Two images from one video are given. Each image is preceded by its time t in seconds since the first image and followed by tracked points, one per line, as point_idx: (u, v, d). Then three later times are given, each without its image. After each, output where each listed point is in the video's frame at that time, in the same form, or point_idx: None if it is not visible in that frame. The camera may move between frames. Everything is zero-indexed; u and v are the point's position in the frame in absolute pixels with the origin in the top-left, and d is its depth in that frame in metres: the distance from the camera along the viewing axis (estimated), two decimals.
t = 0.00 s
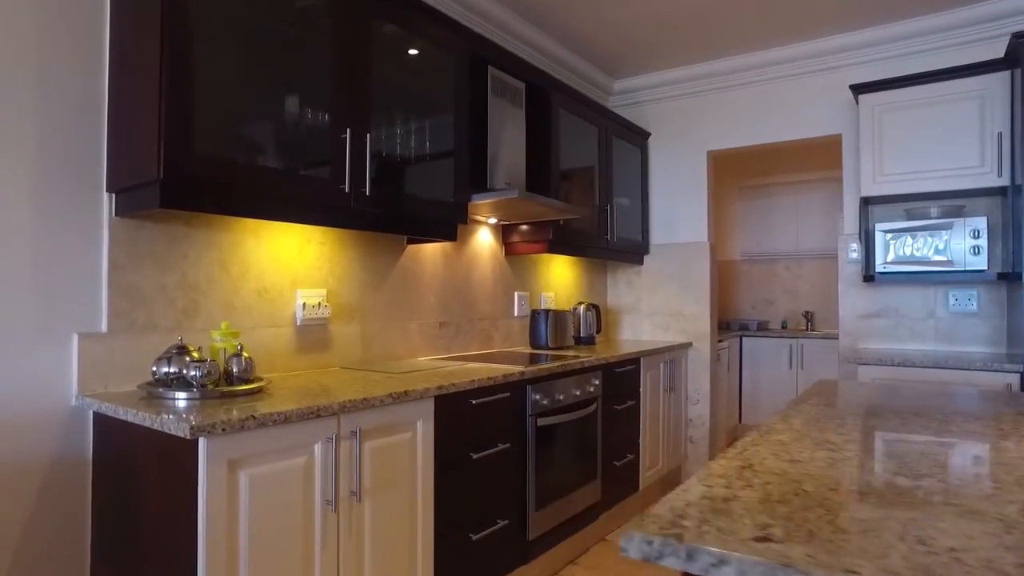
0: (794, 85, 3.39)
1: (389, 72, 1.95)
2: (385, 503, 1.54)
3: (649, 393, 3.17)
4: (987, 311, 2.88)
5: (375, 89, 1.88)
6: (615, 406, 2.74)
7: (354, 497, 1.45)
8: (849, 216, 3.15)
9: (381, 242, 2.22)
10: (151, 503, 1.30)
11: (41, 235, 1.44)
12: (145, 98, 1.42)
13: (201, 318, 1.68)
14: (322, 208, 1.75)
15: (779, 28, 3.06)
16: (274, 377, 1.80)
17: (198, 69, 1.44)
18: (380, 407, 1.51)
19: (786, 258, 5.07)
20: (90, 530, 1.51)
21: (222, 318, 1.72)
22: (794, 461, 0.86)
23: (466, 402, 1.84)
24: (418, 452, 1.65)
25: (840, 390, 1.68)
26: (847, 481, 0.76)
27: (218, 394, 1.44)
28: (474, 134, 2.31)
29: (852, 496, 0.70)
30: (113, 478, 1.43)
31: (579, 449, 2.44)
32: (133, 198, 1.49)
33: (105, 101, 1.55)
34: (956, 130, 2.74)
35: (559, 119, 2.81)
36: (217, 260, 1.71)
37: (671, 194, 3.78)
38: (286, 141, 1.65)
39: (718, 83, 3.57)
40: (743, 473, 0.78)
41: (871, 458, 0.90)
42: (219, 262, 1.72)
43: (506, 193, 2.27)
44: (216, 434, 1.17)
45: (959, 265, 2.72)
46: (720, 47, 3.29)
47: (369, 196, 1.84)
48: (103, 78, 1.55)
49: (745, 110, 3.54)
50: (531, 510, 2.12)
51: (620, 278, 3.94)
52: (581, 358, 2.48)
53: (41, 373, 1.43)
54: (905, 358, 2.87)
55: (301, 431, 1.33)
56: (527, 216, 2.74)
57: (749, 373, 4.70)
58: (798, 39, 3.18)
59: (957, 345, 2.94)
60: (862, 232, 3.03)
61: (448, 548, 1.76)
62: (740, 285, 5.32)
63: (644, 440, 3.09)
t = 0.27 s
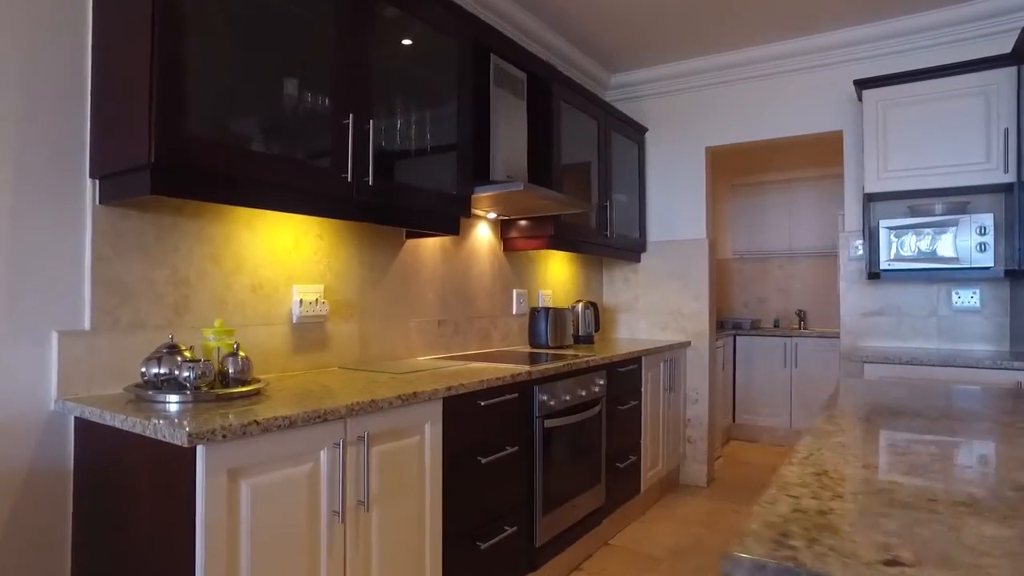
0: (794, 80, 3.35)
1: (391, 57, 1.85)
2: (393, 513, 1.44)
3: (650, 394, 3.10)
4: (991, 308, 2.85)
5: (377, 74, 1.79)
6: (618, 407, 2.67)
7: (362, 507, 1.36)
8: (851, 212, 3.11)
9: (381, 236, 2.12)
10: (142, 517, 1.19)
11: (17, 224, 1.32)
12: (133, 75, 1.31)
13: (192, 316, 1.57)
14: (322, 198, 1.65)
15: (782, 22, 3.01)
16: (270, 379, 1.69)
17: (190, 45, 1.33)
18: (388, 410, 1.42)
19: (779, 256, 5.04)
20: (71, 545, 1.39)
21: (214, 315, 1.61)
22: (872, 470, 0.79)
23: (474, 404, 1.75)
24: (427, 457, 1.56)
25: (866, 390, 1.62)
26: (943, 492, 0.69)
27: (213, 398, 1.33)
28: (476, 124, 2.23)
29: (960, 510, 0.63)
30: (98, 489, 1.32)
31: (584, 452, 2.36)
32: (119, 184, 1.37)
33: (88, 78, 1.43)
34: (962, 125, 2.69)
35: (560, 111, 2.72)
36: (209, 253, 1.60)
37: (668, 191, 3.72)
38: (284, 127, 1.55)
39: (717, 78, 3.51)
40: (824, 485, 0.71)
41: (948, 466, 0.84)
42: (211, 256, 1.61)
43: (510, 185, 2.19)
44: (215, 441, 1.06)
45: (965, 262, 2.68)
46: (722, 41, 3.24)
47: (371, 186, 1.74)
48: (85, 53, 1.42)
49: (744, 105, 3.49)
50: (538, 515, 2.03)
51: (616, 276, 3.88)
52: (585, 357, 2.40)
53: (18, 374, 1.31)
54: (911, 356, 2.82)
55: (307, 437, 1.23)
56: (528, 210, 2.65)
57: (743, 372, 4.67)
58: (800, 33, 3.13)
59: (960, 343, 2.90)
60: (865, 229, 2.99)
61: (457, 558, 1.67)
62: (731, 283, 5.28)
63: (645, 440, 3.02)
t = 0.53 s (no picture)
0: (785, 79, 3.32)
1: (388, 44, 1.75)
2: (395, 530, 1.34)
3: (642, 396, 3.05)
4: (979, 309, 2.82)
5: (374, 61, 1.69)
6: (613, 410, 2.60)
7: (365, 524, 1.26)
8: (842, 213, 3.09)
9: (372, 234, 2.01)
10: (122, 542, 1.07)
11: None
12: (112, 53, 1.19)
13: (175, 319, 1.45)
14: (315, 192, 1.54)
15: (776, 20, 2.98)
16: (259, 386, 1.57)
17: (176, 22, 1.22)
18: (391, 420, 1.32)
19: (761, 257, 5.05)
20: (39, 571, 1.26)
21: (199, 317, 1.49)
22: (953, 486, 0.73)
23: (476, 410, 1.66)
24: (429, 468, 1.46)
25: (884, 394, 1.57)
26: None
27: (200, 408, 1.21)
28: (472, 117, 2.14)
29: None
30: (71, 510, 1.19)
31: (582, 457, 2.29)
32: (95, 173, 1.25)
33: (59, 58, 1.30)
34: (955, 126, 2.68)
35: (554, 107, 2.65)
36: (192, 251, 1.48)
37: (657, 190, 3.67)
38: (277, 115, 1.44)
39: (707, 76, 3.48)
40: (914, 504, 0.64)
41: None
42: (194, 253, 1.49)
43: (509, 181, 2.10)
44: (211, 460, 0.95)
45: (958, 263, 2.67)
46: (714, 38, 3.20)
47: (368, 179, 1.65)
48: (57, 29, 1.30)
49: (734, 104, 3.45)
50: (539, 525, 1.95)
51: (604, 276, 3.82)
52: (582, 360, 2.32)
53: None
54: (902, 356, 2.80)
55: (308, 451, 1.12)
56: (522, 208, 2.57)
57: (727, 372, 4.65)
58: (792, 32, 3.10)
59: (950, 344, 2.87)
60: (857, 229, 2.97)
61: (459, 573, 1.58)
62: (714, 283, 5.27)
63: (638, 443, 2.97)
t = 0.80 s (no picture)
0: (757, 81, 3.34)
1: (368, 34, 1.67)
2: (379, 546, 1.27)
3: (618, 398, 3.02)
4: (945, 309, 2.88)
5: (354, 51, 1.61)
6: (591, 413, 2.56)
7: (351, 540, 1.18)
8: (814, 214, 3.12)
9: (348, 232, 1.92)
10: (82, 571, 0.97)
11: None
12: (71, 31, 1.08)
13: (139, 322, 1.34)
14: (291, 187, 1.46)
15: (751, 22, 2.99)
16: (230, 393, 1.47)
17: None
18: (377, 429, 1.24)
19: (729, 257, 5.11)
20: None
21: (164, 321, 1.39)
22: (991, 498, 0.70)
23: (461, 417, 1.60)
24: (414, 479, 1.39)
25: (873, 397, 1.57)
26: None
27: (170, 420, 1.12)
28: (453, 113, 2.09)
29: None
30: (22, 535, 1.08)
31: (563, 462, 2.25)
32: (50, 162, 1.14)
33: (10, 36, 1.19)
34: (924, 130, 2.73)
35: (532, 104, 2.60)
36: (157, 249, 1.37)
37: (630, 190, 3.66)
38: (251, 105, 1.35)
39: (680, 77, 3.47)
40: (959, 518, 0.61)
41: None
42: (159, 252, 1.38)
43: (490, 179, 2.04)
44: (187, 479, 0.87)
45: (927, 264, 2.70)
46: (689, 39, 3.20)
47: (348, 174, 1.57)
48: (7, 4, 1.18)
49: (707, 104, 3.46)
50: (522, 533, 1.89)
51: (577, 276, 3.78)
52: (561, 363, 2.27)
53: None
54: (873, 356, 2.82)
55: (291, 465, 1.04)
56: (500, 207, 2.52)
57: (696, 372, 4.68)
58: (766, 34, 3.12)
59: (917, 344, 2.92)
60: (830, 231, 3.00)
61: None
62: (683, 284, 5.30)
63: (615, 445, 2.95)
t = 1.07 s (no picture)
0: (725, 84, 3.37)
1: (344, 25, 1.61)
2: (362, 558, 1.21)
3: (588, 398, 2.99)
4: (906, 309, 2.96)
5: (331, 41, 1.55)
6: (565, 415, 2.53)
7: (334, 554, 1.12)
8: (781, 217, 3.17)
9: (321, 231, 1.85)
10: None
11: None
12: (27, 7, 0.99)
13: (100, 325, 1.25)
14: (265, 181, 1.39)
15: (721, 25, 3.02)
16: (198, 399, 1.39)
17: None
18: (360, 437, 1.19)
19: (693, 258, 5.17)
20: None
21: (127, 323, 1.30)
22: (1008, 502, 0.70)
23: (442, 422, 1.55)
24: (396, 487, 1.33)
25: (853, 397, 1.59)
26: None
27: (137, 430, 1.05)
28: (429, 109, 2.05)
29: None
30: None
31: (539, 465, 2.21)
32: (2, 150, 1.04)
33: None
34: (888, 134, 2.79)
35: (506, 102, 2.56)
36: (119, 247, 1.29)
37: (600, 190, 3.65)
38: (224, 94, 1.27)
39: (649, 78, 3.49)
40: (986, 526, 0.61)
41: None
42: (122, 250, 1.29)
43: (465, 176, 1.99)
44: (164, 495, 0.80)
45: (890, 266, 2.75)
46: (660, 40, 3.21)
47: (326, 169, 1.51)
48: None
49: (676, 106, 3.48)
50: (501, 539, 1.85)
51: (547, 276, 3.76)
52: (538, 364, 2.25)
53: None
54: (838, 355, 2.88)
55: (273, 476, 0.98)
56: (472, 206, 2.46)
57: (662, 372, 4.71)
58: (735, 38, 3.15)
59: (879, 344, 3.00)
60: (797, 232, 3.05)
61: None
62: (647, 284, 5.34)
63: (587, 446, 2.94)
